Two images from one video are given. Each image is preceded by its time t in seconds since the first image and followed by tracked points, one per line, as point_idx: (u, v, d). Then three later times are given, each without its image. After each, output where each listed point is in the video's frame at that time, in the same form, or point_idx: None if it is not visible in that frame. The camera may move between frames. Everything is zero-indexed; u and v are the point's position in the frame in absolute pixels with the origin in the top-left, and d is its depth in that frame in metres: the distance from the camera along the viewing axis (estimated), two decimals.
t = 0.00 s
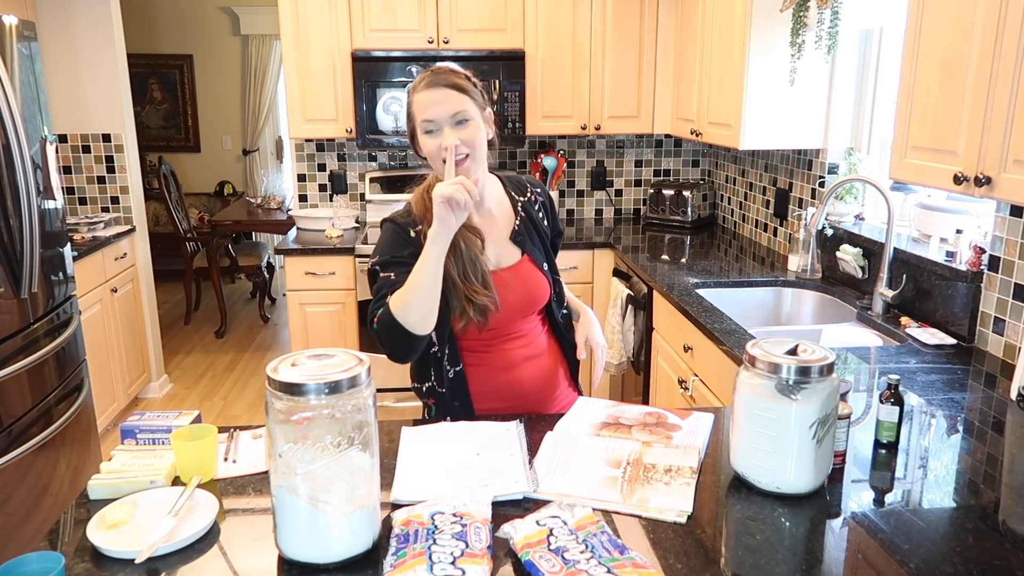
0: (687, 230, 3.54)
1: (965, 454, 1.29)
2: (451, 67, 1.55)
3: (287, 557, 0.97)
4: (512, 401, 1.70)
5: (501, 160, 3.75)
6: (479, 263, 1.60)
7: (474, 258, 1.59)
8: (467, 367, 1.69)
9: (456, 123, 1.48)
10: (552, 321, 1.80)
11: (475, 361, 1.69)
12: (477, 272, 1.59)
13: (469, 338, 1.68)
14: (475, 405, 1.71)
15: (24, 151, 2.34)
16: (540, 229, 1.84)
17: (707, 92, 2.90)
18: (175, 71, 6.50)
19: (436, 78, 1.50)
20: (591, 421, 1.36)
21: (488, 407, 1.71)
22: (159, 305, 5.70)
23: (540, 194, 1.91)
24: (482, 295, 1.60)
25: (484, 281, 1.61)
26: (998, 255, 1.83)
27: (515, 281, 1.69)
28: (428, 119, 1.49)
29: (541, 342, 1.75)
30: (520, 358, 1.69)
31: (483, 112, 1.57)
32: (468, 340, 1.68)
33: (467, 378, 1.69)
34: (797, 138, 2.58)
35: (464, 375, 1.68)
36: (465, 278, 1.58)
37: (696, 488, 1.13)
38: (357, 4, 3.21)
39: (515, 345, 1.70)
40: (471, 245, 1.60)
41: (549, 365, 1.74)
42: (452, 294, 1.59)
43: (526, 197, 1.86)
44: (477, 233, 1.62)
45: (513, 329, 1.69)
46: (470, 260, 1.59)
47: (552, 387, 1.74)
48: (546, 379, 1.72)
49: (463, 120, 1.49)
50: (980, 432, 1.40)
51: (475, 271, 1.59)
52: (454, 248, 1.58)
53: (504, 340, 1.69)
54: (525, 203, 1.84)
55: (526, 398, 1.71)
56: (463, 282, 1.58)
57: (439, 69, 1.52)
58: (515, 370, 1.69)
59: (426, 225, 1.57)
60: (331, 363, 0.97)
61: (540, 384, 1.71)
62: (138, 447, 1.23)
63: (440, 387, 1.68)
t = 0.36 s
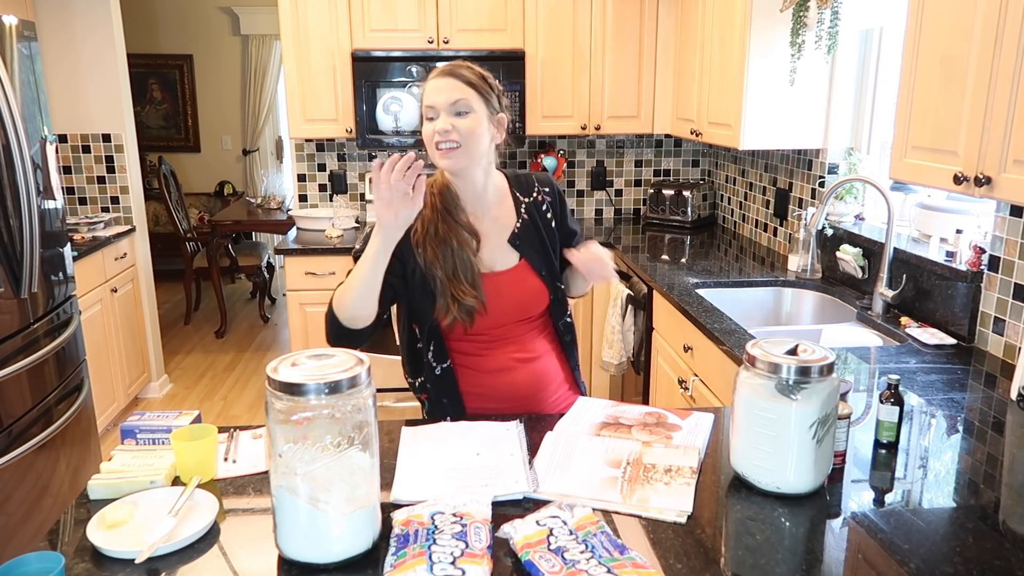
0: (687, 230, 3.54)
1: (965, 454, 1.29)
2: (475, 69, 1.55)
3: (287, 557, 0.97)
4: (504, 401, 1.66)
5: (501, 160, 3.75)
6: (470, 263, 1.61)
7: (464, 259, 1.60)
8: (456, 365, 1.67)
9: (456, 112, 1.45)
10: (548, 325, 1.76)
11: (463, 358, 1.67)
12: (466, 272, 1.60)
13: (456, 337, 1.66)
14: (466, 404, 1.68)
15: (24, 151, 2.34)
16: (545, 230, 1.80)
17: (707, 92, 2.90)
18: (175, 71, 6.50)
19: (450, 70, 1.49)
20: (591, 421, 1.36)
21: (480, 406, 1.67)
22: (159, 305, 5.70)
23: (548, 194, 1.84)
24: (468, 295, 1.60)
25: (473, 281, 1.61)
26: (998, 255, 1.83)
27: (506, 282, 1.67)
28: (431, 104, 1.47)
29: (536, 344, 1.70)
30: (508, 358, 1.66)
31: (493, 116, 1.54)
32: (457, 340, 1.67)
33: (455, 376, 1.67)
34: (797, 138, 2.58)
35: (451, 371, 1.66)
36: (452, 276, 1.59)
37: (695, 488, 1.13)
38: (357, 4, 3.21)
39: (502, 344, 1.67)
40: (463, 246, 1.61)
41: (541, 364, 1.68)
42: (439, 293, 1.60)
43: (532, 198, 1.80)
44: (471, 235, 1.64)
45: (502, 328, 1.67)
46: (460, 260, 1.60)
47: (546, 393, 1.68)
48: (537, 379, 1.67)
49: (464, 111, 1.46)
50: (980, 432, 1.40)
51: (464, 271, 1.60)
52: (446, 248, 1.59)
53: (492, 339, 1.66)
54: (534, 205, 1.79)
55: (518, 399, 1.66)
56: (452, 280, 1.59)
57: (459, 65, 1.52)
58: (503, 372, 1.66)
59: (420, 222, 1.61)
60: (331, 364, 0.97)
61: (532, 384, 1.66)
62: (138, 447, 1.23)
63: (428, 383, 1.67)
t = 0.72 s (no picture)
0: (687, 230, 3.54)
1: (965, 454, 1.29)
2: (479, 75, 1.54)
3: (287, 557, 0.97)
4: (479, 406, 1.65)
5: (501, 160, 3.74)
6: (459, 271, 1.58)
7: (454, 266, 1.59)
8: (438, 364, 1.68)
9: (453, 115, 1.44)
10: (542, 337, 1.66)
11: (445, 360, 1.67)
12: (455, 280, 1.58)
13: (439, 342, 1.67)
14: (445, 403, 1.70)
15: (24, 151, 2.34)
16: (532, 245, 1.71)
17: (707, 92, 2.90)
18: (175, 71, 6.50)
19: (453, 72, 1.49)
20: (591, 421, 1.36)
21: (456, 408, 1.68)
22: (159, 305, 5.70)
23: (548, 208, 1.71)
24: (454, 304, 1.58)
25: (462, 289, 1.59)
26: (998, 255, 1.83)
27: (486, 299, 1.60)
28: (428, 105, 1.47)
29: (519, 356, 1.64)
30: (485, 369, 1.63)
31: (495, 123, 1.52)
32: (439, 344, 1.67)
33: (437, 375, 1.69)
34: (797, 138, 2.58)
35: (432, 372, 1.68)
36: (441, 284, 1.58)
37: (695, 488, 1.13)
38: (357, 4, 3.21)
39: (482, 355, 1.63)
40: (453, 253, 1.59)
41: (520, 377, 1.64)
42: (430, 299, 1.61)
43: (529, 208, 1.70)
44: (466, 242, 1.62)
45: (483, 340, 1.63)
46: (450, 267, 1.58)
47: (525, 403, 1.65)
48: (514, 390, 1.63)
49: (461, 114, 1.45)
50: (980, 432, 1.40)
51: (454, 278, 1.58)
52: (436, 254, 1.59)
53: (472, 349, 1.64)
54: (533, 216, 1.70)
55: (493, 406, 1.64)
56: (439, 287, 1.58)
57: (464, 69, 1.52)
58: (480, 382, 1.63)
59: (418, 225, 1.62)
60: (331, 363, 0.97)
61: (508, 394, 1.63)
62: (138, 447, 1.23)
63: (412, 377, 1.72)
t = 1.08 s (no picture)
0: (687, 230, 3.55)
1: (965, 454, 1.29)
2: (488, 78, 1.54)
3: (287, 557, 0.97)
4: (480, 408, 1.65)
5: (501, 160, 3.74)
6: (456, 283, 1.57)
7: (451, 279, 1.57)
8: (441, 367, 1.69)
9: (465, 113, 1.45)
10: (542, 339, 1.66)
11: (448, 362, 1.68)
12: (451, 292, 1.57)
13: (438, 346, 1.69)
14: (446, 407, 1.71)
15: (24, 151, 2.34)
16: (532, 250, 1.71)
17: (707, 92, 2.90)
18: (175, 71, 6.50)
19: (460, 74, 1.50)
20: (591, 421, 1.36)
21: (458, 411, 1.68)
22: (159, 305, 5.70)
23: (546, 212, 1.70)
24: (451, 317, 1.57)
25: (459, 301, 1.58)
26: (998, 255, 1.83)
27: (488, 303, 1.61)
28: (439, 103, 1.46)
29: (520, 358, 1.64)
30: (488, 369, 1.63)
31: (500, 128, 1.54)
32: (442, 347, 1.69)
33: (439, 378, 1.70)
34: (797, 138, 2.58)
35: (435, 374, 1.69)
36: (438, 296, 1.57)
37: (695, 488, 1.13)
38: (357, 4, 3.21)
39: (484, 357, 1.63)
40: (449, 265, 1.57)
41: (521, 379, 1.64)
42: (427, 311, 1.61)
43: (528, 213, 1.70)
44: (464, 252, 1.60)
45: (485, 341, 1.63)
46: (446, 280, 1.57)
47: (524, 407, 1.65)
48: (513, 391, 1.64)
49: (473, 113, 1.45)
50: (980, 432, 1.40)
51: (450, 290, 1.57)
52: (433, 266, 1.57)
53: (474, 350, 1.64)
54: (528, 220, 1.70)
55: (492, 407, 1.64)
56: (437, 300, 1.58)
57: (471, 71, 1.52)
58: (483, 384, 1.63)
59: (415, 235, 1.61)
60: (331, 363, 0.97)
61: (509, 395, 1.63)
62: (138, 447, 1.23)
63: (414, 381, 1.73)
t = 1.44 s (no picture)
0: (687, 230, 3.55)
1: (965, 454, 1.29)
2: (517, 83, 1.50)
3: (287, 557, 0.97)
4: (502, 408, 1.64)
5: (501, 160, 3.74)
6: (468, 299, 1.56)
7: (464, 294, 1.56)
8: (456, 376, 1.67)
9: (524, 135, 1.45)
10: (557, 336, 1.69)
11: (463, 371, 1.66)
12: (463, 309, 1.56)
13: (450, 354, 1.64)
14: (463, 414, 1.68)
15: (24, 151, 2.34)
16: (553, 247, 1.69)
17: (707, 92, 2.90)
18: (175, 71, 6.50)
19: (503, 86, 1.45)
20: (591, 421, 1.36)
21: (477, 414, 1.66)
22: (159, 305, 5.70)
23: (562, 208, 1.70)
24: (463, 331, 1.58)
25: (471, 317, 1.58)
26: (998, 255, 1.83)
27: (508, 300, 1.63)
28: (496, 122, 1.42)
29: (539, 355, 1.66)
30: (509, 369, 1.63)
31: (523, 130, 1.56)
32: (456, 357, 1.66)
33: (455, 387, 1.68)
34: (797, 138, 2.58)
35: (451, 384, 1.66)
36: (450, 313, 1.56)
37: (696, 488, 1.13)
38: (357, 4, 3.21)
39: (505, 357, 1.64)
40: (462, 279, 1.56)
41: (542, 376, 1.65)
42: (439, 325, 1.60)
43: (544, 209, 1.68)
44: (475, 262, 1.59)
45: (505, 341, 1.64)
46: (460, 296, 1.56)
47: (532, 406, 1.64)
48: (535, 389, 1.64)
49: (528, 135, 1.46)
50: (980, 432, 1.40)
51: (462, 307, 1.56)
52: (445, 280, 1.56)
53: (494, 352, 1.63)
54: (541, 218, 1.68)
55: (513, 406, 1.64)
56: (448, 316, 1.57)
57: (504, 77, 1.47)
58: (505, 384, 1.63)
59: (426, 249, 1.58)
60: (331, 363, 0.97)
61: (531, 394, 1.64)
62: (138, 447, 1.23)
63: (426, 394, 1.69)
